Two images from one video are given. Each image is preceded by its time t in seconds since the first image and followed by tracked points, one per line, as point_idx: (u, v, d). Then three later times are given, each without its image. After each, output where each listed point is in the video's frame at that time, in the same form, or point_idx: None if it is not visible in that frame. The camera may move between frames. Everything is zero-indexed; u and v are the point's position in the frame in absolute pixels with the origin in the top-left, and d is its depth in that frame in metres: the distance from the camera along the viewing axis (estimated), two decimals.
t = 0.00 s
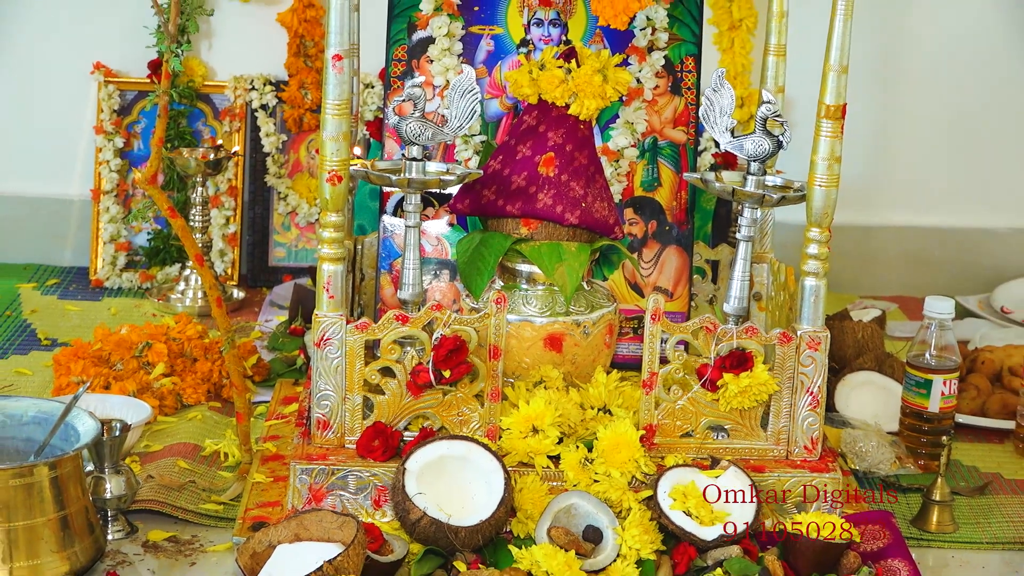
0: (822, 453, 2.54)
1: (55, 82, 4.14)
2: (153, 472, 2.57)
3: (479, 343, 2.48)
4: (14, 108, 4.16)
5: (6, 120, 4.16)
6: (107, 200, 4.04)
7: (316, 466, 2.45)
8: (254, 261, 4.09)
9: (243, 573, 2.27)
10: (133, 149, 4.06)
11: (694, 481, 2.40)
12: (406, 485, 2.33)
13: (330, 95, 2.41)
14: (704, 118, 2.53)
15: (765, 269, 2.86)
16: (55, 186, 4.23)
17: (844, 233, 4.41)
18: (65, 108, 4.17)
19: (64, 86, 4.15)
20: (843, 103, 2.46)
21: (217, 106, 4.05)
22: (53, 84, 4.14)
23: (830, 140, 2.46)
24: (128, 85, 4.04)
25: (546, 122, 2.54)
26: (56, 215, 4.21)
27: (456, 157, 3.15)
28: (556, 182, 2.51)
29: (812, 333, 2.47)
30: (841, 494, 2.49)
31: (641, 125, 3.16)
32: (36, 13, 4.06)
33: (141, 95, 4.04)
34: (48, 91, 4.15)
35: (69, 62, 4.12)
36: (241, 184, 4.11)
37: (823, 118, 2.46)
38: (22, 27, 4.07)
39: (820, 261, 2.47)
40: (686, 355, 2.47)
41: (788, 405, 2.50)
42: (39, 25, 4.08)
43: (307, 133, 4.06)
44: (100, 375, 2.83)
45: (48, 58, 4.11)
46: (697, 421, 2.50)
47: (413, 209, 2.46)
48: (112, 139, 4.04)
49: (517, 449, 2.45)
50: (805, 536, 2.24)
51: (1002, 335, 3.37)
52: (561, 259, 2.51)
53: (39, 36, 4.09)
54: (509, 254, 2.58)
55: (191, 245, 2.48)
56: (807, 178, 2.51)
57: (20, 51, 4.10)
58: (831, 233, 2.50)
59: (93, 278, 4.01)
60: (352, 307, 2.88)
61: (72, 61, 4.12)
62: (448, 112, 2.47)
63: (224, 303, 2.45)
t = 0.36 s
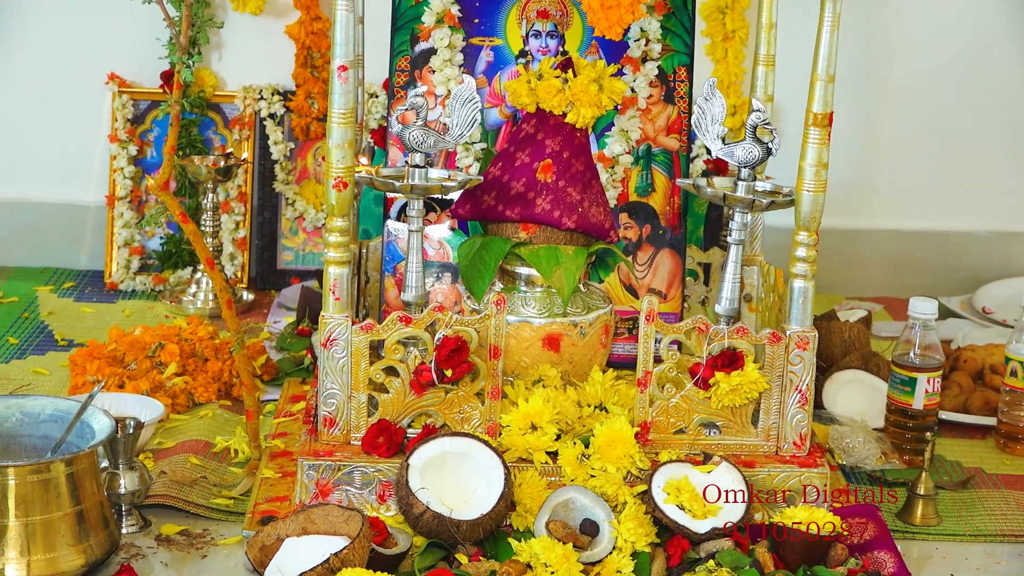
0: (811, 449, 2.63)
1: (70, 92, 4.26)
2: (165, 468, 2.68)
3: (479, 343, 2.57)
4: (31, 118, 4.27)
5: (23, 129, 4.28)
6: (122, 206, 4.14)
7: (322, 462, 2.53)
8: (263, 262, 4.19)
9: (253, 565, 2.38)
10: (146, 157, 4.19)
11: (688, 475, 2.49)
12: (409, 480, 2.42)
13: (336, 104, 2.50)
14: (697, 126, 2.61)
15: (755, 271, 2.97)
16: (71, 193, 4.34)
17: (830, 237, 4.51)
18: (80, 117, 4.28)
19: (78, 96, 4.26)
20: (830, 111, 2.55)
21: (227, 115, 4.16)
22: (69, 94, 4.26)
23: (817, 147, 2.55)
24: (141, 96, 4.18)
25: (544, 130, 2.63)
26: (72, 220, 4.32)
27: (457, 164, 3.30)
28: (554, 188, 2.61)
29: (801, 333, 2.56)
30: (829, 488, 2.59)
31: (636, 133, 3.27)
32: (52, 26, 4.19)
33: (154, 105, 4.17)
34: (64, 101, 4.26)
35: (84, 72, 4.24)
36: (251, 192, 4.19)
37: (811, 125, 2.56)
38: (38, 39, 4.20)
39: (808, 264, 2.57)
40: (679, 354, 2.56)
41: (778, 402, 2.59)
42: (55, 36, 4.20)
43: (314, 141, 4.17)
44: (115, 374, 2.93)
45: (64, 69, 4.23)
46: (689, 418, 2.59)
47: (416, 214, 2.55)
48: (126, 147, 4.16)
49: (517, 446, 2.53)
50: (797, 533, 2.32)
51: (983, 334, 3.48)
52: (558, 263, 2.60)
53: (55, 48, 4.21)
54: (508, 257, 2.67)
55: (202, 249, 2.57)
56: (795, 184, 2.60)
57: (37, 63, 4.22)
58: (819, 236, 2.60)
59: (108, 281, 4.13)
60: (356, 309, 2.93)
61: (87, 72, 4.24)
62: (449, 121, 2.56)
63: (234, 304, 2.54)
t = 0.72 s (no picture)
0: (802, 452, 2.72)
1: (88, 103, 4.36)
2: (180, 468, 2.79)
3: (483, 349, 2.67)
4: (50, 128, 4.38)
5: (42, 139, 4.39)
6: (139, 216, 4.26)
7: (331, 463, 2.63)
8: (275, 272, 4.31)
9: (263, 562, 2.48)
10: (162, 168, 4.30)
11: (683, 477, 2.59)
12: (415, 481, 2.51)
13: (346, 119, 2.59)
14: (693, 140, 2.71)
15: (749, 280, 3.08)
16: (90, 202, 4.45)
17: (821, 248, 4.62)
18: (98, 128, 4.39)
19: (96, 108, 4.36)
20: (822, 127, 2.65)
21: (241, 128, 4.27)
22: (87, 106, 4.36)
23: (809, 161, 2.65)
24: (158, 109, 4.28)
25: (546, 144, 2.74)
26: (90, 229, 4.44)
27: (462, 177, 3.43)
28: (555, 200, 2.71)
29: (793, 341, 2.66)
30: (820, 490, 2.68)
31: (634, 146, 3.38)
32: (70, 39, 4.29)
33: (170, 118, 4.28)
34: (81, 112, 4.37)
35: (101, 85, 4.34)
36: (263, 202, 4.30)
37: (804, 140, 2.66)
38: (56, 52, 4.30)
39: (800, 274, 2.66)
40: (676, 361, 2.65)
41: (771, 407, 2.69)
42: (73, 49, 4.30)
43: (324, 154, 4.27)
44: (131, 378, 3.04)
45: (83, 81, 4.34)
46: (685, 422, 2.68)
47: (421, 225, 2.65)
48: (143, 159, 4.25)
49: (519, 448, 2.63)
50: (790, 534, 2.41)
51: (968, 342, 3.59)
52: (559, 272, 2.70)
53: (72, 61, 4.31)
54: (511, 266, 2.76)
55: (216, 258, 2.66)
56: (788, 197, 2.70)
57: (55, 75, 4.33)
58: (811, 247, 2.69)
59: (125, 288, 4.25)
60: (365, 315, 3.04)
61: (104, 84, 4.34)
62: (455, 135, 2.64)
63: (246, 311, 2.62)
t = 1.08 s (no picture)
0: (794, 453, 2.82)
1: (104, 116, 4.52)
2: (193, 468, 2.90)
3: (485, 353, 2.76)
4: (68, 141, 4.54)
5: (60, 151, 4.55)
6: (153, 224, 4.43)
7: (338, 463, 2.72)
8: (284, 278, 4.40)
9: (273, 560, 2.56)
10: (176, 179, 4.46)
11: (678, 477, 2.69)
12: (419, 481, 2.61)
13: (353, 131, 2.69)
14: (688, 152, 2.80)
15: (741, 287, 3.19)
16: (106, 212, 4.61)
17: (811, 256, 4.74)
18: (114, 140, 4.55)
19: (113, 121, 4.53)
20: (812, 139, 2.75)
21: (251, 139, 4.37)
22: (103, 118, 4.52)
23: (800, 172, 2.75)
24: (172, 122, 4.45)
25: (546, 155, 2.84)
26: (107, 237, 4.60)
27: (465, 187, 3.53)
28: (555, 210, 2.81)
29: (785, 345, 2.75)
30: (810, 490, 2.78)
31: (631, 158, 3.48)
32: (87, 55, 4.46)
33: (184, 130, 4.45)
34: (97, 124, 4.53)
35: (117, 98, 4.51)
36: (272, 212, 4.41)
37: (795, 152, 2.75)
38: (74, 67, 4.47)
39: (791, 281, 2.75)
40: (671, 364, 2.75)
41: (763, 409, 2.78)
42: (89, 64, 4.47)
43: (331, 164, 4.38)
44: (146, 381, 3.16)
45: (99, 95, 4.50)
46: (680, 424, 2.78)
47: (426, 233, 2.75)
48: (157, 169, 4.42)
49: (519, 449, 2.72)
50: (782, 530, 2.53)
51: (953, 346, 3.69)
52: (558, 279, 2.78)
53: (89, 75, 4.48)
54: (512, 273, 2.85)
55: (228, 265, 2.75)
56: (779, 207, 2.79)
57: (72, 89, 4.49)
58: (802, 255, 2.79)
59: (141, 293, 4.39)
60: (372, 321, 3.17)
61: (120, 98, 4.51)
62: (458, 146, 2.73)
63: (256, 316, 2.71)
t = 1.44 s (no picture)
0: (783, 450, 2.92)
1: (118, 129, 4.65)
2: (204, 467, 3.01)
3: (485, 356, 2.86)
4: (82, 153, 4.67)
5: (75, 162, 4.68)
6: (164, 232, 4.53)
7: (344, 463, 2.82)
8: (292, 284, 4.51)
9: (281, 556, 2.66)
10: (186, 188, 4.57)
11: (672, 475, 2.78)
12: (422, 479, 2.71)
13: (357, 142, 2.79)
14: (681, 160, 2.90)
15: (733, 291, 3.27)
16: (119, 221, 4.73)
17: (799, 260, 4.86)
18: (127, 151, 4.68)
19: (126, 133, 4.66)
20: (800, 148, 2.86)
21: (259, 150, 4.48)
22: (116, 131, 4.65)
23: (789, 179, 2.85)
24: (183, 133, 4.55)
25: (544, 164, 2.94)
26: (119, 244, 4.71)
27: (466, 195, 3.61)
28: (552, 217, 2.91)
29: (774, 346, 2.86)
30: (799, 487, 2.87)
31: (626, 166, 3.59)
32: (101, 69, 4.59)
33: (194, 141, 4.55)
34: (111, 136, 4.66)
35: (130, 111, 4.64)
36: (280, 220, 4.51)
37: (784, 160, 2.85)
38: (88, 81, 4.60)
39: (781, 285, 2.86)
40: (665, 365, 2.85)
41: (754, 409, 2.88)
42: (103, 78, 4.60)
43: (337, 173, 4.47)
44: (158, 384, 3.27)
45: (113, 108, 4.63)
46: (674, 423, 2.88)
47: (428, 240, 2.84)
48: (169, 179, 4.52)
49: (519, 448, 2.82)
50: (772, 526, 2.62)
51: (937, 346, 3.80)
52: (556, 283, 2.90)
53: (101, 87, 4.61)
54: (511, 278, 2.96)
55: (237, 272, 2.85)
56: (769, 213, 2.90)
57: (87, 102, 4.62)
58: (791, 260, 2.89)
59: (152, 299, 4.50)
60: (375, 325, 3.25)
61: (133, 111, 4.64)
62: (458, 156, 2.82)
63: (264, 320, 2.81)
